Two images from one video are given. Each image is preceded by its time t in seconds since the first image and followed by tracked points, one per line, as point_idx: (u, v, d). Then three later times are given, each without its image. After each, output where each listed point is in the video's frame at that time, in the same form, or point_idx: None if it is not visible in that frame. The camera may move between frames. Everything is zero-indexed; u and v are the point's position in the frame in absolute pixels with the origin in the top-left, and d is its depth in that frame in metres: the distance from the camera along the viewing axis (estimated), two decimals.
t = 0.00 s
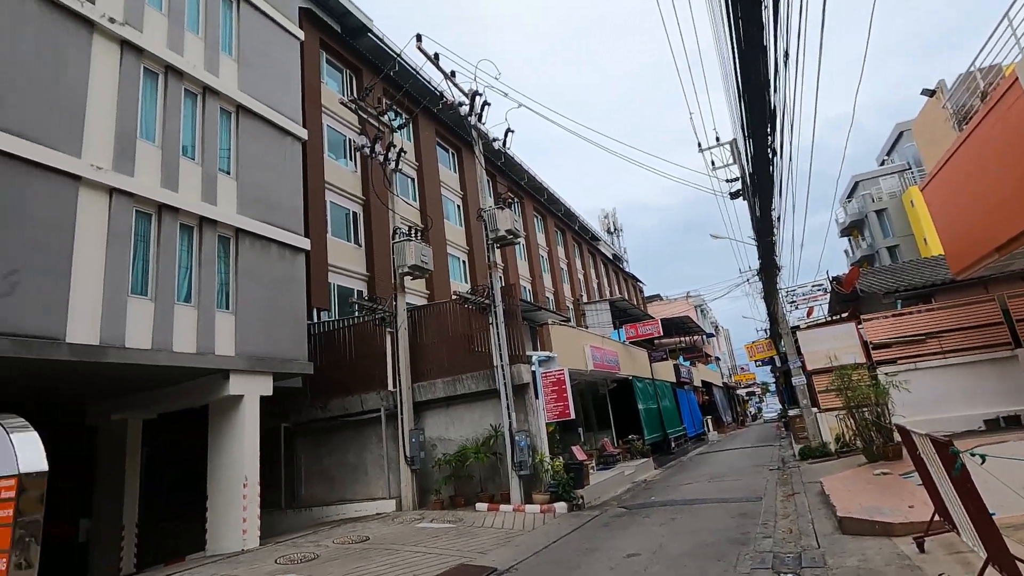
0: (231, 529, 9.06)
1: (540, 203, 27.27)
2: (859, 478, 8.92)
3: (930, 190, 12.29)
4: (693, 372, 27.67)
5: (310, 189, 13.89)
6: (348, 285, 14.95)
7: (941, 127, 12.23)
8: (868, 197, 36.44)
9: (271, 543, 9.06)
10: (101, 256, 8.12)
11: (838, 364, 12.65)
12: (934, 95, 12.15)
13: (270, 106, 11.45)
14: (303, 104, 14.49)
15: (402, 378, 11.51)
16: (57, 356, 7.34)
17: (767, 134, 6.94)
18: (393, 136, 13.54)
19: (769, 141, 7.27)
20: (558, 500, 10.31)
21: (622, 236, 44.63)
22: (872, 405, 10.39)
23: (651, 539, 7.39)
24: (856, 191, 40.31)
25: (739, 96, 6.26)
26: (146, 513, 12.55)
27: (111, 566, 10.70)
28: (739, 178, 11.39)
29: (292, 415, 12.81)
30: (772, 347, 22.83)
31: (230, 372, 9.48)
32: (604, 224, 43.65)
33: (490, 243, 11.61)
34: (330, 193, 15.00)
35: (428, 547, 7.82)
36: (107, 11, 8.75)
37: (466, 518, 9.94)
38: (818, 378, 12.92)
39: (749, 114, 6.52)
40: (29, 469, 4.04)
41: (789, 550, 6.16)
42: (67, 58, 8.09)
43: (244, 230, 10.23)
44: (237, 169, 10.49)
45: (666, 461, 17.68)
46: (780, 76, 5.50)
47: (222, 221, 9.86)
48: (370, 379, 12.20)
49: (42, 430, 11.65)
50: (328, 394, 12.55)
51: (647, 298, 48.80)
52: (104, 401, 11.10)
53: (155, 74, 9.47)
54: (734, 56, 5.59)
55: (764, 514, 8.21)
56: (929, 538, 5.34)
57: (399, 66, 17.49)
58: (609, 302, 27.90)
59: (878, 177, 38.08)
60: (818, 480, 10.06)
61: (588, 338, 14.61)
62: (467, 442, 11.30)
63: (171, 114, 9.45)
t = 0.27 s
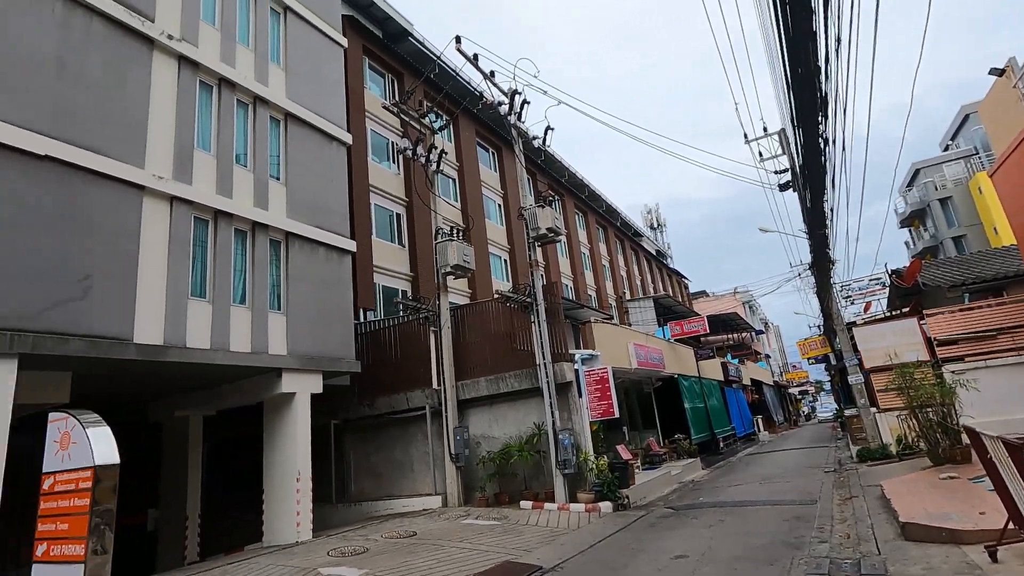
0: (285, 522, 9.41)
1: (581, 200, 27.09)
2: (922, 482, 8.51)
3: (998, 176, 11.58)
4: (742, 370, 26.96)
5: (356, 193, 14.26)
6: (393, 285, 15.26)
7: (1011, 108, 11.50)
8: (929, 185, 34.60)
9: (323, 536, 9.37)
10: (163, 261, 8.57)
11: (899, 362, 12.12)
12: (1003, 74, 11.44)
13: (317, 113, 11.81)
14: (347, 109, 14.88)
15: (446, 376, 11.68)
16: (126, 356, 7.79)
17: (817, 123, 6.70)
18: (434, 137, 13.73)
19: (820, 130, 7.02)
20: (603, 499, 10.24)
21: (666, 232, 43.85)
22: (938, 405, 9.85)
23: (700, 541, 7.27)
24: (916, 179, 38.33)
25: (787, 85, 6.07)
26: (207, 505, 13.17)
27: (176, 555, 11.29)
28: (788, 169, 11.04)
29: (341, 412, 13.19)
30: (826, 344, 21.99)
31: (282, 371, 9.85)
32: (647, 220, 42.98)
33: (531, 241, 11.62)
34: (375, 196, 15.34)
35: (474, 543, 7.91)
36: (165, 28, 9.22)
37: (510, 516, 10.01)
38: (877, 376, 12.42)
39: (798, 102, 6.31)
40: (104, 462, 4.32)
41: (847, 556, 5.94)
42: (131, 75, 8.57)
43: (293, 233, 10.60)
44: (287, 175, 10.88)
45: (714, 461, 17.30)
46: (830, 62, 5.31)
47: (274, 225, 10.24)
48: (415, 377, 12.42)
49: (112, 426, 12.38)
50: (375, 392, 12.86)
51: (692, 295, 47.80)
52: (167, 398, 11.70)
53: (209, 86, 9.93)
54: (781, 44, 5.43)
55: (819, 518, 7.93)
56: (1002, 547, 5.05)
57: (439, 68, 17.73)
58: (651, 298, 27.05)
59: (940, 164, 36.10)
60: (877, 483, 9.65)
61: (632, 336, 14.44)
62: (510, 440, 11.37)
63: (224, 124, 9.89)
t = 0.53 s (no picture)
0: (341, 515, 9.73)
1: (624, 193, 26.73)
2: (998, 480, 8.02)
3: None
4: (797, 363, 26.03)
5: (400, 194, 14.54)
6: (438, 284, 15.49)
7: None
8: (1000, 163, 32.45)
9: (377, 530, 9.63)
10: (221, 266, 8.98)
11: (970, 352, 11.47)
12: None
13: (360, 118, 12.10)
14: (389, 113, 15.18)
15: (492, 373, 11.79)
16: (190, 357, 8.21)
17: (873, 102, 6.41)
18: (474, 136, 13.84)
19: (877, 109, 6.71)
20: (653, 496, 10.12)
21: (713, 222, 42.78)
22: (1014, 399, 9.03)
23: (756, 539, 7.09)
24: (985, 157, 35.96)
25: (839, 64, 5.83)
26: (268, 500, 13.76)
27: (241, 546, 11.83)
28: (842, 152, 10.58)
29: (391, 409, 13.50)
30: (888, 335, 20.96)
31: (335, 369, 10.17)
32: (692, 211, 42.04)
33: (574, 236, 11.57)
34: (418, 196, 15.60)
35: (524, 538, 7.97)
36: (218, 44, 9.64)
37: (559, 511, 10.02)
38: (945, 367, 11.85)
39: (852, 82, 6.04)
40: (174, 457, 4.58)
41: (915, 558, 5.68)
42: (187, 90, 9.01)
43: (341, 236, 10.90)
44: (334, 179, 11.20)
45: (769, 457, 16.81)
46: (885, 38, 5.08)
47: (323, 228, 10.57)
48: (461, 374, 12.59)
49: (180, 423, 13.06)
50: (423, 389, 13.10)
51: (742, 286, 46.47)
52: (229, 397, 12.27)
53: (259, 97, 10.34)
54: (831, 22, 5.22)
55: (885, 517, 7.60)
56: None
57: (478, 67, 17.86)
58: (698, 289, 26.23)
59: (1012, 140, 33.78)
60: (948, 481, 9.16)
61: (679, 330, 14.17)
62: (558, 436, 11.37)
63: (274, 132, 10.27)
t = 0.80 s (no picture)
0: (378, 510, 9.91)
1: (652, 183, 26.36)
2: None
3: None
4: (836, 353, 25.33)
5: (428, 192, 14.67)
6: (467, 280, 15.58)
7: None
8: None
9: (414, 524, 9.79)
10: (258, 268, 9.22)
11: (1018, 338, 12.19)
12: None
13: (387, 118, 12.24)
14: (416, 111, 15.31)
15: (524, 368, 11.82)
16: (231, 357, 8.47)
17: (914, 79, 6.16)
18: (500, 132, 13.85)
19: (918, 87, 6.45)
20: (689, 490, 10.00)
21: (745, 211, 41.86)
22: None
23: (797, 534, 6.95)
24: None
25: (876, 43, 5.63)
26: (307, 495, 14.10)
27: (282, 540, 12.16)
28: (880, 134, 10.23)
29: (424, 405, 13.67)
30: (933, 323, 20.18)
31: (368, 367, 10.35)
32: (723, 200, 41.21)
33: (603, 229, 11.48)
34: (446, 194, 15.70)
35: (560, 532, 7.99)
36: (248, 51, 9.87)
37: (594, 506, 9.99)
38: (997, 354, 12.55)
39: (892, 59, 5.82)
40: (219, 453, 4.74)
41: (968, 554, 5.49)
42: (221, 97, 9.26)
43: (371, 235, 11.06)
44: (363, 179, 11.36)
45: (809, 450, 16.42)
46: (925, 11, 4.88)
47: (354, 228, 10.75)
48: (492, 370, 12.65)
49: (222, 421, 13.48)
50: (455, 385, 13.21)
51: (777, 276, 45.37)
52: (268, 395, 12.61)
53: (289, 101, 10.55)
54: None
55: (933, 511, 7.35)
56: None
57: (502, 62, 17.85)
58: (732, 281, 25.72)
59: None
60: (1001, 475, 8.79)
61: (712, 322, 13.94)
62: (590, 431, 11.33)
63: (305, 135, 10.48)
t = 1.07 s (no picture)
0: (407, 509, 10.00)
1: (674, 178, 26.04)
2: None
3: None
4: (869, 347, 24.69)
5: (448, 193, 14.73)
6: (489, 280, 15.61)
7: None
8: None
9: (442, 523, 9.84)
10: (284, 272, 9.38)
11: None
12: None
13: (407, 121, 12.32)
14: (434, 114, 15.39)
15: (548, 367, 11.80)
16: (259, 361, 8.62)
17: (947, 62, 5.96)
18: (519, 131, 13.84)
19: (952, 70, 6.24)
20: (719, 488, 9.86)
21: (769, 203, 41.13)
22: None
23: (832, 532, 6.79)
24: None
25: (905, 25, 5.47)
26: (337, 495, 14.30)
27: (313, 540, 12.35)
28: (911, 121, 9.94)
29: (449, 405, 13.74)
30: (971, 313, 19.55)
31: (394, 368, 10.44)
32: (747, 192, 40.55)
33: (624, 226, 11.39)
34: (466, 195, 15.75)
35: (588, 531, 7.95)
36: (270, 60, 10.03)
37: (622, 504, 9.92)
38: None
39: (923, 42, 5.64)
40: (251, 455, 4.82)
41: (1013, 552, 5.30)
42: (244, 106, 9.43)
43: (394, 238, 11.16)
44: (384, 183, 11.46)
45: (842, 446, 16.05)
46: None
47: (376, 231, 10.85)
48: (516, 369, 12.65)
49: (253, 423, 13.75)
50: (479, 385, 13.25)
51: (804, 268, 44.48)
52: (296, 398, 12.81)
53: (311, 108, 10.70)
54: None
55: (975, 508, 7.11)
56: None
57: (519, 61, 17.84)
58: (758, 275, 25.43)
59: None
60: None
61: (738, 317, 13.71)
62: (616, 428, 11.25)
63: (326, 141, 10.61)
